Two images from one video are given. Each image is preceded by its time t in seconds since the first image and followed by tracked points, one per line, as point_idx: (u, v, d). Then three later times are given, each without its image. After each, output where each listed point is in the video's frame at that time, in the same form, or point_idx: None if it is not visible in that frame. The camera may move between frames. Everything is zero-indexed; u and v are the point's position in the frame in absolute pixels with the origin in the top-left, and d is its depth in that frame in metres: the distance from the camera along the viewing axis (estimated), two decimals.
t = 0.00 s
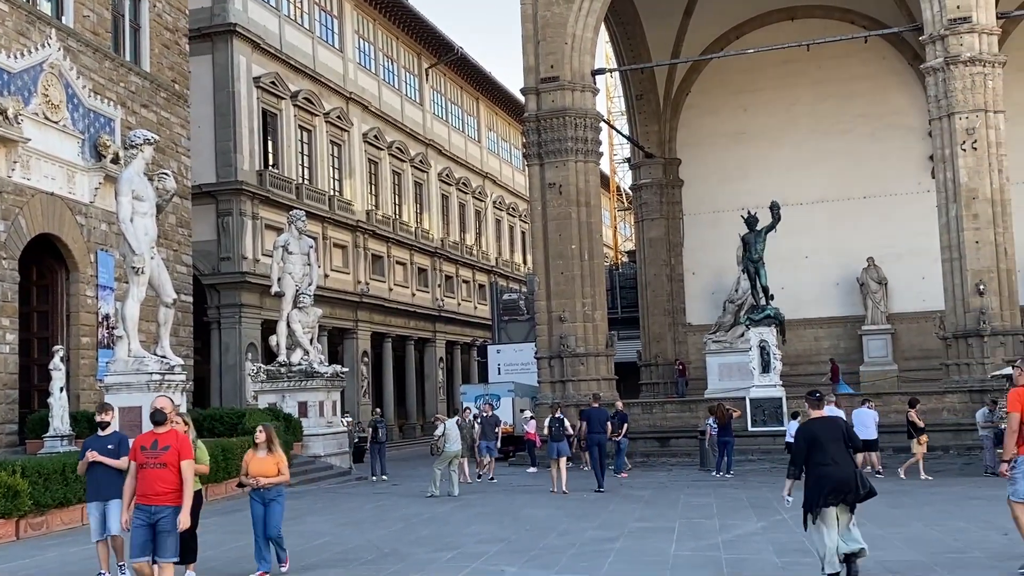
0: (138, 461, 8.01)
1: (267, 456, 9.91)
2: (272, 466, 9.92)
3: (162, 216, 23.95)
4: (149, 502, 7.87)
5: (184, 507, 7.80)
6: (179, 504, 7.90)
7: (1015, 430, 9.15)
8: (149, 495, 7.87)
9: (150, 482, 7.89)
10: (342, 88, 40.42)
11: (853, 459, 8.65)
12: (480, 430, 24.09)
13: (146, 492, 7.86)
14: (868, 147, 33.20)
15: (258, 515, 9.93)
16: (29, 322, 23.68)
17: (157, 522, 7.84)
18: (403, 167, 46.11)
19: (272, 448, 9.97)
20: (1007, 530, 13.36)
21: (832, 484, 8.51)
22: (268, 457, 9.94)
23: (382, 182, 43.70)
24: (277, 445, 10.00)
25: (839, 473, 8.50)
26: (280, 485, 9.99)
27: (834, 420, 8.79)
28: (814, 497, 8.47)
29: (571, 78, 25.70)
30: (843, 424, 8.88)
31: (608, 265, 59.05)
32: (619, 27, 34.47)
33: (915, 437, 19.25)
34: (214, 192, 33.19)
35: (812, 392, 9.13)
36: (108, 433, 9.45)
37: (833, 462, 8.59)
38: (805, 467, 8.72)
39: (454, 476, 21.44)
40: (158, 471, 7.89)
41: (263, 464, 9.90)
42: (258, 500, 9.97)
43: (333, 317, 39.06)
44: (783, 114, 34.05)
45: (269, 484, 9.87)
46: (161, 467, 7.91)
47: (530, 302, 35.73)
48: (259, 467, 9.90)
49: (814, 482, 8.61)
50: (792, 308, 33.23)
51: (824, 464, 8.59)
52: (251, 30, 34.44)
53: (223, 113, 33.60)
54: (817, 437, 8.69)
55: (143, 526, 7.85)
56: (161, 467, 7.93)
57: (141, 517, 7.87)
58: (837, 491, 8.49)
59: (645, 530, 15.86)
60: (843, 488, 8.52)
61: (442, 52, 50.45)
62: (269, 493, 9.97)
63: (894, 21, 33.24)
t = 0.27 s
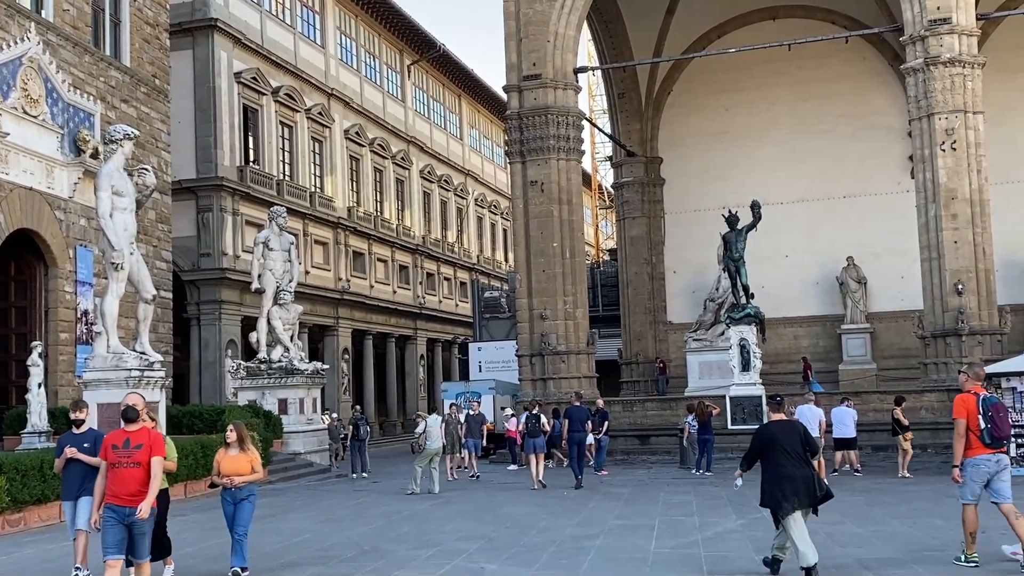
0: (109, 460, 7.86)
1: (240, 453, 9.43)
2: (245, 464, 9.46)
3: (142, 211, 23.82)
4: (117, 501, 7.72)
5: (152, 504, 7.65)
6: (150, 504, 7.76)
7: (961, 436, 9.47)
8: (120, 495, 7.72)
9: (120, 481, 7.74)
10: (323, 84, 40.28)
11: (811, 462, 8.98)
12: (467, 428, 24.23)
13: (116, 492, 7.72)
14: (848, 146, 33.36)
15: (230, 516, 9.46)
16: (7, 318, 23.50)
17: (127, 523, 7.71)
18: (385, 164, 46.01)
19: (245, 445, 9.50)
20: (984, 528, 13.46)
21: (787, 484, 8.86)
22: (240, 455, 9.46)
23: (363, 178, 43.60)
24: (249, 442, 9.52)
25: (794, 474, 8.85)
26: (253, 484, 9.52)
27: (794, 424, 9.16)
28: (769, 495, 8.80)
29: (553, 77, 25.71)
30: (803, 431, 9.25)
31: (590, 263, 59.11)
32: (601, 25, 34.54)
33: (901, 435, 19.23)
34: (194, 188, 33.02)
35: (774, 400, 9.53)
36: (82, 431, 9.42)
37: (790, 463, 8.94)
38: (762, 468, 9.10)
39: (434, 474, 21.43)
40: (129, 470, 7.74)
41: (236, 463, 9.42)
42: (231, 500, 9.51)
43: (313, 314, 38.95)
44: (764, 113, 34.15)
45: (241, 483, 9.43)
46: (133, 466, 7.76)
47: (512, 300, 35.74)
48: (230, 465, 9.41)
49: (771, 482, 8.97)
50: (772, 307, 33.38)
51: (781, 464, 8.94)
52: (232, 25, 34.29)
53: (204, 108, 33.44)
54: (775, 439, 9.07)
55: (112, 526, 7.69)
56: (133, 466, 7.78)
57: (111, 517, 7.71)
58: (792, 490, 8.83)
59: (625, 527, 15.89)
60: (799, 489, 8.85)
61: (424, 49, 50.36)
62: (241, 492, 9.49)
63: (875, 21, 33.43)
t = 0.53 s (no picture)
0: (75, 458, 7.67)
1: (212, 450, 9.16)
2: (217, 461, 9.16)
3: (122, 207, 23.68)
4: (87, 501, 7.59)
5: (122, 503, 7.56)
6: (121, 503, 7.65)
7: (911, 428, 9.68)
8: (89, 494, 7.58)
9: (89, 480, 7.59)
10: (305, 80, 40.14)
11: (770, 455, 9.27)
12: (455, 426, 24.20)
13: (85, 490, 7.59)
14: (829, 146, 33.52)
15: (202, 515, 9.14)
16: None
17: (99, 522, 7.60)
18: (366, 160, 45.90)
19: (218, 442, 9.24)
20: (961, 526, 13.57)
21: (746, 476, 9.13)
22: (212, 452, 9.18)
23: (344, 175, 43.48)
24: (222, 440, 9.27)
25: (753, 466, 9.12)
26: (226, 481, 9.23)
27: (754, 417, 9.46)
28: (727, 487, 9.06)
29: (536, 74, 25.71)
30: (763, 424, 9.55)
31: (572, 261, 59.15)
32: (584, 24, 34.50)
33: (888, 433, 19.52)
34: (174, 183, 32.84)
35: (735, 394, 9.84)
36: (60, 430, 9.39)
37: (748, 456, 9.23)
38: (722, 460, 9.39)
39: (415, 471, 21.40)
40: (99, 469, 7.59)
41: (208, 460, 9.14)
42: (202, 499, 9.20)
43: (294, 310, 38.82)
44: (746, 113, 34.26)
45: (213, 480, 9.12)
46: (102, 464, 7.61)
47: (494, 297, 35.74)
48: (203, 461, 9.12)
49: (731, 474, 9.26)
50: (752, 306, 33.53)
51: (739, 457, 9.23)
52: (213, 20, 34.12)
53: (184, 104, 33.27)
54: (734, 432, 9.36)
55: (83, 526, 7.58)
56: (103, 465, 7.63)
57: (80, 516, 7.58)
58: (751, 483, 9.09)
59: (605, 525, 15.92)
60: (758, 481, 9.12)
61: (407, 46, 50.26)
62: (213, 489, 9.19)
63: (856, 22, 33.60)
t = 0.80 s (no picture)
0: (47, 454, 7.55)
1: (186, 447, 8.91)
2: (190, 459, 8.91)
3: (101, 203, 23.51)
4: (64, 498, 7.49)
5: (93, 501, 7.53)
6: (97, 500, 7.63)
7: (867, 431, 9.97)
8: (64, 491, 7.49)
9: (64, 477, 7.51)
10: (286, 76, 39.98)
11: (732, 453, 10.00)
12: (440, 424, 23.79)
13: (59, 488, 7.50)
14: (809, 146, 33.67)
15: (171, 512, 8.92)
16: None
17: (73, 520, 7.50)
18: (347, 157, 45.77)
19: (192, 439, 8.98)
20: (938, 524, 13.67)
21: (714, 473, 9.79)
22: (186, 450, 8.92)
23: (326, 172, 43.35)
24: (195, 436, 9.00)
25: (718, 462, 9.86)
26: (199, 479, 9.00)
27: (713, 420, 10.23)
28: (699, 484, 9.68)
29: (519, 72, 25.69)
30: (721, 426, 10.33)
31: (554, 259, 59.18)
32: (567, 22, 34.56)
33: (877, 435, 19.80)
34: (154, 179, 32.64)
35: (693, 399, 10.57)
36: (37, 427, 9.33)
37: (713, 454, 9.94)
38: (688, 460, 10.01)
39: (396, 469, 21.35)
40: (75, 466, 7.53)
41: (180, 457, 8.90)
42: (174, 496, 8.98)
43: (275, 307, 38.68)
44: (727, 112, 34.36)
45: (184, 478, 8.88)
46: (78, 460, 7.55)
47: (475, 295, 35.72)
48: (174, 459, 8.88)
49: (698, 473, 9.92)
50: (733, 304, 33.66)
51: (704, 455, 9.91)
52: (194, 15, 33.93)
53: (164, 99, 33.08)
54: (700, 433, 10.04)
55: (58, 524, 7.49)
56: (77, 462, 7.58)
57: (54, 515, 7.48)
58: (719, 479, 9.74)
59: (586, 523, 15.94)
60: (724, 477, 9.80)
61: (389, 43, 50.13)
62: (185, 487, 8.94)
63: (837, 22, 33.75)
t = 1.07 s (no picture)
0: (21, 456, 7.39)
1: (155, 447, 8.76)
2: (157, 459, 8.73)
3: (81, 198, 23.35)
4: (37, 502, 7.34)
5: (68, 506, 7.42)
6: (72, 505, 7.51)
7: (826, 424, 10.14)
8: (38, 496, 7.34)
9: (38, 481, 7.35)
10: (268, 72, 39.83)
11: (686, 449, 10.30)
12: (427, 419, 23.42)
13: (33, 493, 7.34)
14: (790, 145, 33.79)
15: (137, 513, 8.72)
16: None
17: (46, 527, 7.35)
18: (329, 153, 45.63)
19: (160, 439, 8.82)
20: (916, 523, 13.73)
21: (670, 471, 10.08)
22: (152, 449, 8.76)
23: (307, 168, 43.21)
24: (163, 437, 8.84)
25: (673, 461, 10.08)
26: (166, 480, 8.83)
27: (668, 414, 10.40)
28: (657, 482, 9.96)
29: (501, 69, 25.67)
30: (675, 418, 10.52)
31: (535, 257, 59.19)
32: (549, 20, 34.71)
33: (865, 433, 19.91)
34: (134, 174, 32.44)
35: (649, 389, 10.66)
36: (14, 424, 9.24)
37: (668, 452, 10.13)
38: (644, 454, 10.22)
39: (376, 466, 21.30)
40: (50, 469, 7.39)
41: (147, 457, 8.73)
42: (140, 497, 8.80)
43: (255, 304, 38.52)
44: (709, 111, 34.45)
45: (151, 478, 8.71)
46: (55, 464, 7.42)
47: (457, 292, 35.68)
48: (142, 459, 8.71)
49: (652, 468, 10.16)
50: (714, 303, 33.76)
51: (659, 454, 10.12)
52: (175, 10, 33.75)
53: (145, 95, 32.88)
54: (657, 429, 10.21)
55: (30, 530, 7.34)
56: (52, 466, 7.43)
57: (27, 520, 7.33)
58: (675, 477, 10.04)
59: (566, 520, 15.94)
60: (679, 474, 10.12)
61: (371, 39, 50.01)
62: (151, 489, 8.77)
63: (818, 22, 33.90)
